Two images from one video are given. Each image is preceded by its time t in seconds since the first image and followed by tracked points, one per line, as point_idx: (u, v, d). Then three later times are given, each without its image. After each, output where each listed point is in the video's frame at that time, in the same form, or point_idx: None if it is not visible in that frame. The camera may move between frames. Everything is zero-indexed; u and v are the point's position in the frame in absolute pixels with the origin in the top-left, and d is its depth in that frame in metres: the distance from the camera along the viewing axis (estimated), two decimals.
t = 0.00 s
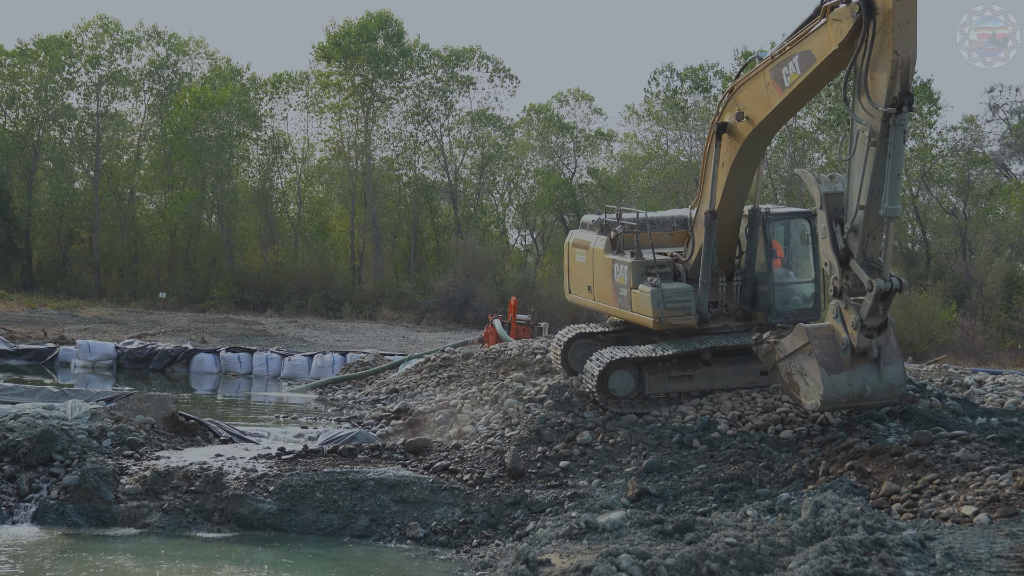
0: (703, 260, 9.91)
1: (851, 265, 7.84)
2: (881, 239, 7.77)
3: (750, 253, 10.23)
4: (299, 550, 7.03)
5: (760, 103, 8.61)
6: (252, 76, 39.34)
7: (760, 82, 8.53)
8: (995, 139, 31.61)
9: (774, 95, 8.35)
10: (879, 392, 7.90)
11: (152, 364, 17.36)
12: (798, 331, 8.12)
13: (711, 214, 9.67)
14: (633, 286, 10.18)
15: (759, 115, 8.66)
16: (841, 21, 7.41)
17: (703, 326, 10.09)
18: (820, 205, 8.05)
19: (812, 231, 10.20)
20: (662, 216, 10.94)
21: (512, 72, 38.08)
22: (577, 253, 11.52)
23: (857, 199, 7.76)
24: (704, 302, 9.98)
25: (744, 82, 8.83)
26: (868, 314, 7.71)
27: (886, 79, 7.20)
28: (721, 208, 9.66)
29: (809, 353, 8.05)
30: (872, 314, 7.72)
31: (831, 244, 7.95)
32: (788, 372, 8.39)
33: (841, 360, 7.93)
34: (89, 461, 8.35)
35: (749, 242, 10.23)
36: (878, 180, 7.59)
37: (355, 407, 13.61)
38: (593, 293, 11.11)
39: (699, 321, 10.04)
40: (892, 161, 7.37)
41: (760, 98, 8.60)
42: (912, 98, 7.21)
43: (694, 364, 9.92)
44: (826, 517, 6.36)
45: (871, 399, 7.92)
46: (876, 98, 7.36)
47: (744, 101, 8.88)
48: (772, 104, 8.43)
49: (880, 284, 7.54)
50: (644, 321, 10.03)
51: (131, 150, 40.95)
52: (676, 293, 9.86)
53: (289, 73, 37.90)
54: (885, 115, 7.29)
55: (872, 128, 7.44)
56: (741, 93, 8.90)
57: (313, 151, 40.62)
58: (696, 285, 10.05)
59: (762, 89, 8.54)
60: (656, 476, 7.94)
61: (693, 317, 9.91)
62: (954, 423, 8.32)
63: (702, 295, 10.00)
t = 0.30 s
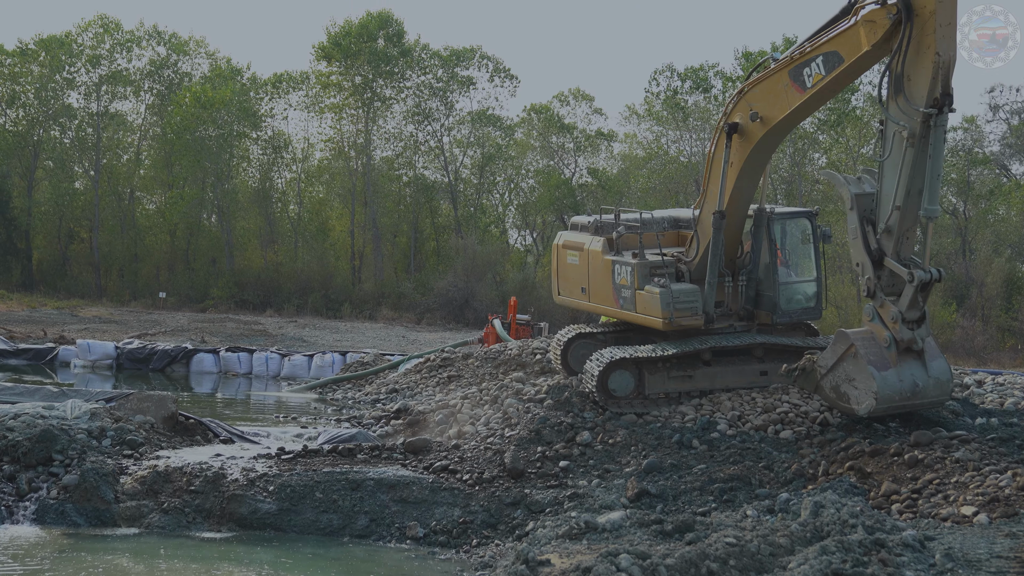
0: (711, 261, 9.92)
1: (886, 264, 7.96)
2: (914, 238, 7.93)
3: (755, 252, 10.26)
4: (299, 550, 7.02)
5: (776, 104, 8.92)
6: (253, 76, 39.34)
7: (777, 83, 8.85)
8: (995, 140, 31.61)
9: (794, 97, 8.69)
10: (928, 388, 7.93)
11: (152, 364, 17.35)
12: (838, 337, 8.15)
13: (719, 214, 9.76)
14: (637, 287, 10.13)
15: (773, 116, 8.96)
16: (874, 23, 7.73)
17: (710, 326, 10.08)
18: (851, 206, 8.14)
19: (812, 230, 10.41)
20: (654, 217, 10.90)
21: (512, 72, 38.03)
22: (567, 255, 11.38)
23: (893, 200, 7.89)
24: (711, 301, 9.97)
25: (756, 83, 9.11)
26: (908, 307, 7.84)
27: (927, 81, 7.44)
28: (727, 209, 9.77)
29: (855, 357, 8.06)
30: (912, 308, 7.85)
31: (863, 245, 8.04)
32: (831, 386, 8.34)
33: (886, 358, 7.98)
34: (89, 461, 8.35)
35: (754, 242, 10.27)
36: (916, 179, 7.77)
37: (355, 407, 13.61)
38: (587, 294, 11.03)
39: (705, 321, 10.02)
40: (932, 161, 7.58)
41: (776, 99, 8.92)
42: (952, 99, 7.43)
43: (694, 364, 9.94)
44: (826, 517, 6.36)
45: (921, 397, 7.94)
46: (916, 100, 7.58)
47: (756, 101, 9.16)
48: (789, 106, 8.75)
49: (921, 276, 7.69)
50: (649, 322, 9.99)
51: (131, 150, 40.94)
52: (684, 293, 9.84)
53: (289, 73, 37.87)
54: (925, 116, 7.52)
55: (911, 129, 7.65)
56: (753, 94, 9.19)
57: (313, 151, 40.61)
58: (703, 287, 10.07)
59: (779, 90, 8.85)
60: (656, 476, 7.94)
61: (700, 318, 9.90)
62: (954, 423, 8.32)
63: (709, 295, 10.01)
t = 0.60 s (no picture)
0: (716, 262, 9.93)
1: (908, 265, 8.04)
2: (936, 241, 8.03)
3: (758, 253, 10.25)
4: (299, 551, 7.02)
5: (786, 105, 9.00)
6: (253, 77, 39.39)
7: (789, 85, 8.93)
8: (995, 141, 31.64)
9: (806, 99, 8.79)
10: (968, 379, 7.85)
11: (152, 364, 17.35)
12: (869, 342, 8.10)
13: (725, 215, 9.77)
14: (640, 288, 10.11)
15: (784, 117, 9.03)
16: (896, 27, 7.85)
17: (714, 327, 10.09)
18: (871, 209, 8.15)
19: (813, 230, 10.47)
20: (650, 219, 10.90)
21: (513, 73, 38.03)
22: (562, 256, 11.34)
23: (916, 202, 7.98)
24: (715, 302, 10.00)
25: (766, 84, 9.17)
26: (933, 300, 7.89)
27: (953, 84, 7.57)
28: (734, 210, 9.80)
29: (890, 358, 7.97)
30: (937, 301, 7.92)
31: (884, 247, 8.11)
32: (871, 396, 8.18)
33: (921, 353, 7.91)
34: (89, 462, 8.34)
35: (757, 243, 10.27)
36: (938, 182, 7.89)
37: (355, 408, 13.60)
38: (584, 295, 10.99)
39: (709, 322, 10.02)
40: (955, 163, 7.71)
41: (787, 101, 8.99)
42: (976, 102, 7.60)
43: (694, 365, 9.94)
44: (826, 518, 6.36)
45: (963, 388, 7.83)
46: (940, 103, 7.70)
47: (765, 103, 9.22)
48: (801, 108, 8.84)
49: (946, 267, 7.77)
50: (654, 323, 9.98)
51: (131, 151, 40.98)
52: (690, 294, 9.82)
53: (290, 73, 37.87)
54: (951, 119, 7.65)
55: (937, 132, 7.77)
56: (762, 96, 9.24)
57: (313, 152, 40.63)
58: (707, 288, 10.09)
59: (791, 92, 8.93)
60: (656, 477, 7.94)
61: (706, 318, 9.87)
62: (955, 424, 8.32)
63: (713, 296, 10.02)
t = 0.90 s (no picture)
0: (718, 260, 9.94)
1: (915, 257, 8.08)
2: (942, 235, 8.08)
3: (760, 251, 10.22)
4: (299, 549, 7.03)
5: (791, 103, 8.99)
6: (253, 75, 39.39)
7: (794, 82, 8.94)
8: (995, 140, 31.65)
9: (812, 96, 8.79)
10: (987, 357, 7.82)
11: (152, 363, 17.34)
12: (883, 334, 8.12)
13: (728, 213, 9.75)
14: (643, 287, 10.12)
15: (789, 114, 9.03)
16: (906, 22, 7.85)
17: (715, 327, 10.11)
18: (877, 202, 8.18)
19: (813, 228, 10.47)
20: (647, 218, 10.89)
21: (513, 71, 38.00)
22: (560, 256, 11.32)
23: (925, 196, 8.00)
24: (718, 301, 10.03)
25: (770, 82, 9.16)
26: (941, 286, 7.93)
27: (964, 78, 7.57)
28: (737, 207, 9.80)
29: (907, 346, 7.95)
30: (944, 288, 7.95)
31: (891, 241, 8.15)
32: (894, 388, 8.10)
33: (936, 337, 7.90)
34: (89, 461, 8.34)
35: (758, 241, 10.25)
36: (946, 177, 7.91)
37: (355, 407, 13.59)
38: (582, 294, 10.97)
39: (711, 321, 10.04)
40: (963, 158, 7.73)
41: (791, 98, 8.99)
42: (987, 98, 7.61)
43: (694, 364, 9.95)
44: (826, 516, 6.37)
45: (984, 367, 7.79)
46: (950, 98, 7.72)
47: (769, 100, 9.21)
48: (807, 104, 8.84)
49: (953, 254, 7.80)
50: (657, 322, 9.98)
51: (131, 149, 40.96)
52: (693, 292, 9.85)
53: (289, 72, 37.84)
54: (961, 114, 7.65)
55: (945, 127, 7.77)
56: (765, 93, 9.23)
57: (313, 151, 40.64)
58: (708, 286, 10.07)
59: (796, 89, 8.94)
60: (655, 475, 7.94)
61: (709, 317, 9.90)
62: (955, 422, 8.33)
63: (717, 294, 10.03)
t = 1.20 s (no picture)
0: (720, 257, 9.93)
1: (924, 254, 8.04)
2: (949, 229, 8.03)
3: (761, 247, 10.21)
4: (299, 546, 7.03)
5: (793, 99, 9.00)
6: (253, 72, 39.37)
7: (795, 78, 8.94)
8: (995, 136, 31.65)
9: (813, 92, 8.80)
10: (1009, 333, 7.71)
11: (152, 360, 17.33)
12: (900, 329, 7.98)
13: (729, 210, 9.74)
14: (643, 283, 10.12)
15: (790, 110, 9.04)
16: (909, 18, 7.83)
17: (716, 323, 10.13)
18: (883, 200, 8.12)
19: (813, 224, 10.49)
20: (646, 214, 10.87)
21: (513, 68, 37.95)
22: (559, 252, 11.31)
23: (931, 192, 7.96)
24: (719, 297, 10.03)
25: (771, 78, 9.17)
26: (950, 273, 7.91)
27: (968, 73, 7.54)
28: (737, 204, 9.78)
29: (926, 334, 7.81)
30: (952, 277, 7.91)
31: (898, 239, 8.11)
32: (921, 381, 7.86)
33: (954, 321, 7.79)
34: (89, 457, 8.34)
35: (757, 237, 10.23)
36: (952, 173, 7.87)
37: (355, 403, 13.59)
38: (582, 290, 10.96)
39: (712, 317, 10.05)
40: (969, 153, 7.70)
41: (793, 94, 9.00)
42: (991, 92, 7.58)
43: (694, 360, 9.94)
44: (826, 512, 6.36)
45: (1008, 342, 7.66)
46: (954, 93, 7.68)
47: (770, 96, 9.22)
48: (808, 101, 8.85)
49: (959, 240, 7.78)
50: (657, 318, 9.98)
51: (131, 146, 40.92)
52: (693, 289, 9.85)
53: (289, 68, 37.79)
54: (966, 110, 7.62)
55: (951, 123, 7.74)
56: (766, 89, 9.24)
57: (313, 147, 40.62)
58: (709, 283, 10.07)
59: (797, 85, 8.94)
60: (655, 471, 7.94)
61: (710, 313, 9.92)
62: (955, 419, 8.33)
63: (717, 290, 10.04)
